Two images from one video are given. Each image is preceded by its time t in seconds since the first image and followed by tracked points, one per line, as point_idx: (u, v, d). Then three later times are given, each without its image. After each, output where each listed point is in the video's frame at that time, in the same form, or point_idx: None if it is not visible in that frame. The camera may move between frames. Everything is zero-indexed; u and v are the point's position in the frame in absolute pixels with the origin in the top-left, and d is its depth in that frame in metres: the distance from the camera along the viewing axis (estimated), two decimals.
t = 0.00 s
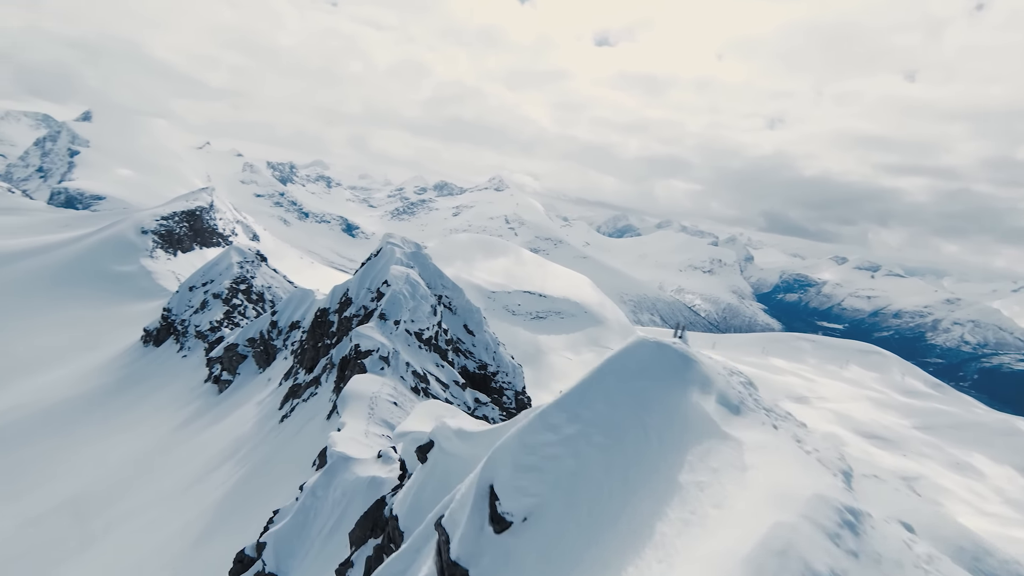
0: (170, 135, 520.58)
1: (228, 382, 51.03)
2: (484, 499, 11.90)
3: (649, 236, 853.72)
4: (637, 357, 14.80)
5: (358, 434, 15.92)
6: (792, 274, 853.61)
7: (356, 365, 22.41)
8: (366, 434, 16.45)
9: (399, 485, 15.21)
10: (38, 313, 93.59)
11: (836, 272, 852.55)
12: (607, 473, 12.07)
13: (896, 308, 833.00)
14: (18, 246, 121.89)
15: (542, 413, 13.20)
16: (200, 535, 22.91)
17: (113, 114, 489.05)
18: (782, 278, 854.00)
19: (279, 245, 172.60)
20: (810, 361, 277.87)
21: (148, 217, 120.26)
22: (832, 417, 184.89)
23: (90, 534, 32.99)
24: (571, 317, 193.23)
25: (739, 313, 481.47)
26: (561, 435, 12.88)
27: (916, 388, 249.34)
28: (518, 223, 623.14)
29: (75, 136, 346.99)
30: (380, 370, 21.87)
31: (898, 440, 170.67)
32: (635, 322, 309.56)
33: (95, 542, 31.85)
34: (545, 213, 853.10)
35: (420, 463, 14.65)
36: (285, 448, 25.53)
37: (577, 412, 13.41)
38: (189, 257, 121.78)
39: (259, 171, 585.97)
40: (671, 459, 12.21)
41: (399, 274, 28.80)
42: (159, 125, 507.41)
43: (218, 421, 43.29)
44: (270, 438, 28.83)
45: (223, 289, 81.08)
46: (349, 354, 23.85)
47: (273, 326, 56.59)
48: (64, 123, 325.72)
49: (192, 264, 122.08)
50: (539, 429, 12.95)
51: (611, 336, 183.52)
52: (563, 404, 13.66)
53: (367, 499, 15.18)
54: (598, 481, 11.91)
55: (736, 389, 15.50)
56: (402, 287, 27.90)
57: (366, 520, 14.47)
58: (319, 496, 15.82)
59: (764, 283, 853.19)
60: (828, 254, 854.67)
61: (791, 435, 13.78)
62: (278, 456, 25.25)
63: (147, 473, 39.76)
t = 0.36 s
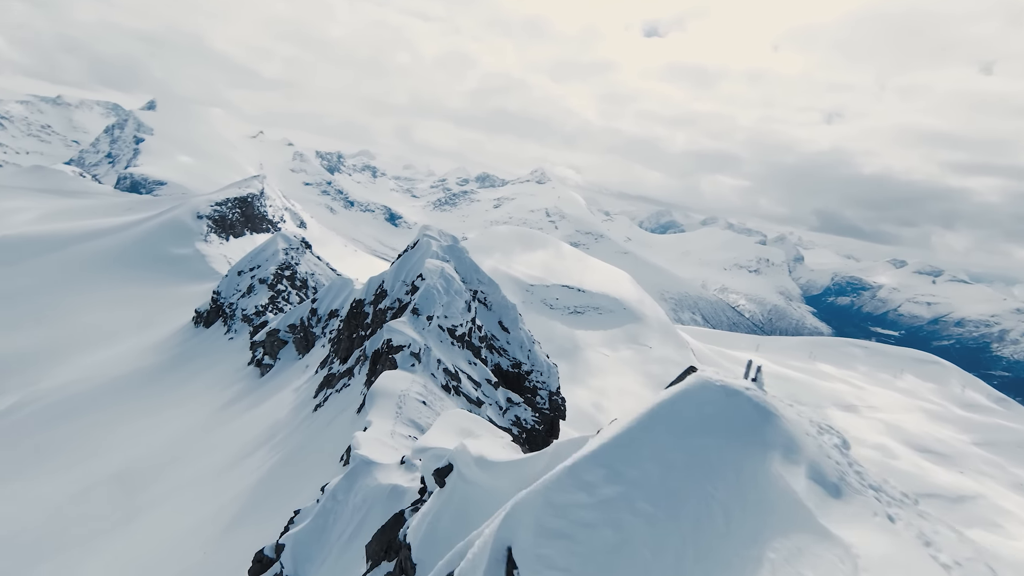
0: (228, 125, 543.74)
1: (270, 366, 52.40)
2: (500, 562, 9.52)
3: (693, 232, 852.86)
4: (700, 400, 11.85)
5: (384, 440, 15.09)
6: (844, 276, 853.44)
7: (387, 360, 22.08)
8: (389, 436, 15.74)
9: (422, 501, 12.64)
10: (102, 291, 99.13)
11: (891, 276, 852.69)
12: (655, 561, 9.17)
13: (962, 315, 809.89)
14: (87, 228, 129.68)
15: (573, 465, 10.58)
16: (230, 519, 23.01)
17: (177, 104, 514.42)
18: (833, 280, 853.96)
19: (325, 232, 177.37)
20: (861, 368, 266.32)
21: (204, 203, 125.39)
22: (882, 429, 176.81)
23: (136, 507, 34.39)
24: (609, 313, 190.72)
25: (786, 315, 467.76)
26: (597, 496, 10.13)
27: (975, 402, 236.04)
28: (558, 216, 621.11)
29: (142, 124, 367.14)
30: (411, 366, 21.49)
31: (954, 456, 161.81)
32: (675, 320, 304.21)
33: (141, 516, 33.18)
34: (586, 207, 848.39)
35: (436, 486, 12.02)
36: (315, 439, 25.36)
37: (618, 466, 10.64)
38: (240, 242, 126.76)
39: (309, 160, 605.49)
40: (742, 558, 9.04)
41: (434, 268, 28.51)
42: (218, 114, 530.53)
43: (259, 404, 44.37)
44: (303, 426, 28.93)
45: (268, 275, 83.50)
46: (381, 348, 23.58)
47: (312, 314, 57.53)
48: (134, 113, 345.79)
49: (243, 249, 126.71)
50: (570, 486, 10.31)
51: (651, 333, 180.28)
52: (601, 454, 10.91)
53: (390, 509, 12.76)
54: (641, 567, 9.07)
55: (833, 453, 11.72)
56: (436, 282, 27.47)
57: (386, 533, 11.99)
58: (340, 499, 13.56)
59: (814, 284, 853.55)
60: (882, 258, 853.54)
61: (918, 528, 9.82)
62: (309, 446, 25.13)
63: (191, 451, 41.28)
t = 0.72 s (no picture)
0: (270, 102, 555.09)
1: (297, 342, 53.05)
2: None
3: (731, 225, 852.38)
4: (771, 479, 9.15)
5: (397, 433, 14.36)
6: (888, 277, 852.89)
7: (406, 347, 21.61)
8: (401, 429, 15.09)
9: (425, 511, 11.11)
10: (144, 259, 102.51)
11: (937, 279, 852.77)
12: None
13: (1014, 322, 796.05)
14: (133, 198, 133.98)
15: (594, 541, 8.14)
16: (246, 495, 23.01)
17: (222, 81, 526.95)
18: (875, 281, 853.44)
19: (358, 210, 179.41)
20: (899, 372, 258.09)
21: (243, 177, 128.05)
22: (917, 437, 171.49)
23: (164, 473, 35.35)
24: (638, 303, 188.33)
25: (822, 314, 457.55)
26: None
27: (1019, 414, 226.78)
28: (591, 203, 614.85)
29: (188, 99, 378.22)
30: (430, 356, 20.90)
31: (994, 469, 156.19)
32: (705, 313, 299.75)
33: (168, 482, 34.01)
34: (620, 195, 841.00)
35: (436, 505, 10.62)
36: (333, 420, 25.08)
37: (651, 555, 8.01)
38: (276, 218, 129.46)
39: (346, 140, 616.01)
40: None
41: (459, 254, 27.81)
42: (260, 92, 541.93)
43: (286, 378, 44.92)
44: (324, 406, 28.76)
45: (301, 251, 84.48)
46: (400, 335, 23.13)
47: (340, 292, 57.73)
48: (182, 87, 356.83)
49: (279, 224, 129.23)
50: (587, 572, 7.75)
51: (680, 326, 177.02)
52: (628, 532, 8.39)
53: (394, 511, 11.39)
54: None
55: (964, 569, 8.70)
56: (460, 269, 26.76)
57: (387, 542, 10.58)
58: (345, 497, 12.31)
59: (855, 283, 853.34)
60: (929, 261, 853.68)
61: None
62: (326, 427, 24.84)
63: (218, 421, 42.21)
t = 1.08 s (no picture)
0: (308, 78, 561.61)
1: (322, 318, 53.35)
2: None
3: (770, 219, 853.39)
4: None
5: (404, 426, 13.88)
6: (930, 280, 852.35)
7: (423, 334, 21.09)
8: (410, 422, 14.48)
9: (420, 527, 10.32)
10: (181, 229, 104.94)
11: (985, 285, 848.63)
12: None
13: None
14: (174, 168, 137.02)
15: None
16: (259, 473, 22.89)
17: (263, 56, 535.28)
18: (918, 284, 852.85)
19: (389, 188, 180.15)
20: (937, 380, 249.10)
21: (279, 152, 129.60)
22: (952, 447, 165.46)
23: (187, 441, 36.02)
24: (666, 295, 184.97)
25: (858, 315, 444.22)
26: None
27: None
28: (623, 191, 605.96)
29: (230, 73, 385.22)
30: (446, 344, 20.24)
31: None
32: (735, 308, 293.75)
33: (189, 450, 34.65)
34: (653, 184, 827.05)
35: (429, 537, 9.63)
36: (348, 402, 24.70)
37: None
38: (310, 193, 130.87)
39: (382, 118, 620.11)
40: None
41: (482, 239, 27.02)
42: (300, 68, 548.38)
43: (309, 354, 45.19)
44: (341, 386, 28.46)
45: (330, 228, 84.97)
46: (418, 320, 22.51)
47: (365, 271, 57.60)
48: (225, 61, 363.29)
49: (312, 200, 130.75)
50: None
51: (708, 321, 173.34)
52: None
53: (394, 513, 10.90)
54: None
55: None
56: (483, 256, 26.00)
57: (381, 552, 10.05)
58: (345, 493, 11.78)
59: (897, 284, 852.93)
60: (976, 265, 853.13)
61: None
62: (341, 408, 24.49)
63: (241, 392, 42.83)
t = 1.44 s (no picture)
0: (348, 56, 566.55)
1: (346, 297, 53.43)
2: None
3: (811, 217, 854.12)
4: None
5: (412, 422, 13.32)
6: (976, 288, 849.52)
7: (440, 321, 20.47)
8: (418, 415, 13.95)
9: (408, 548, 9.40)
10: (217, 202, 106.98)
11: None
12: None
13: None
14: (213, 142, 139.68)
15: None
16: (270, 453, 22.65)
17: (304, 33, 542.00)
18: (962, 290, 853.42)
19: (421, 169, 180.29)
20: (977, 391, 239.36)
21: (314, 129, 130.44)
22: (988, 462, 158.99)
23: (209, 411, 36.56)
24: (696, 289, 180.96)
25: (897, 319, 430.21)
26: None
27: None
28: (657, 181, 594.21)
29: (272, 49, 391.84)
30: (462, 333, 19.54)
31: None
32: (767, 306, 286.58)
33: (210, 420, 35.20)
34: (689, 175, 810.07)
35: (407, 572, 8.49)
36: (362, 387, 24.17)
37: None
38: (343, 171, 131.75)
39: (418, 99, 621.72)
40: None
41: (506, 225, 26.12)
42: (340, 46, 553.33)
43: (332, 332, 45.24)
44: (358, 368, 28.03)
45: (360, 207, 85.07)
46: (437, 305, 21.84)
47: (390, 252, 57.27)
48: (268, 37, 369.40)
49: (345, 178, 131.66)
50: None
51: (737, 317, 168.92)
52: None
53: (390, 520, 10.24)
54: None
55: None
56: (506, 243, 25.12)
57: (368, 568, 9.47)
58: (341, 491, 11.30)
59: (939, 290, 853.38)
60: None
61: None
62: (355, 393, 23.97)
63: (264, 365, 43.33)
